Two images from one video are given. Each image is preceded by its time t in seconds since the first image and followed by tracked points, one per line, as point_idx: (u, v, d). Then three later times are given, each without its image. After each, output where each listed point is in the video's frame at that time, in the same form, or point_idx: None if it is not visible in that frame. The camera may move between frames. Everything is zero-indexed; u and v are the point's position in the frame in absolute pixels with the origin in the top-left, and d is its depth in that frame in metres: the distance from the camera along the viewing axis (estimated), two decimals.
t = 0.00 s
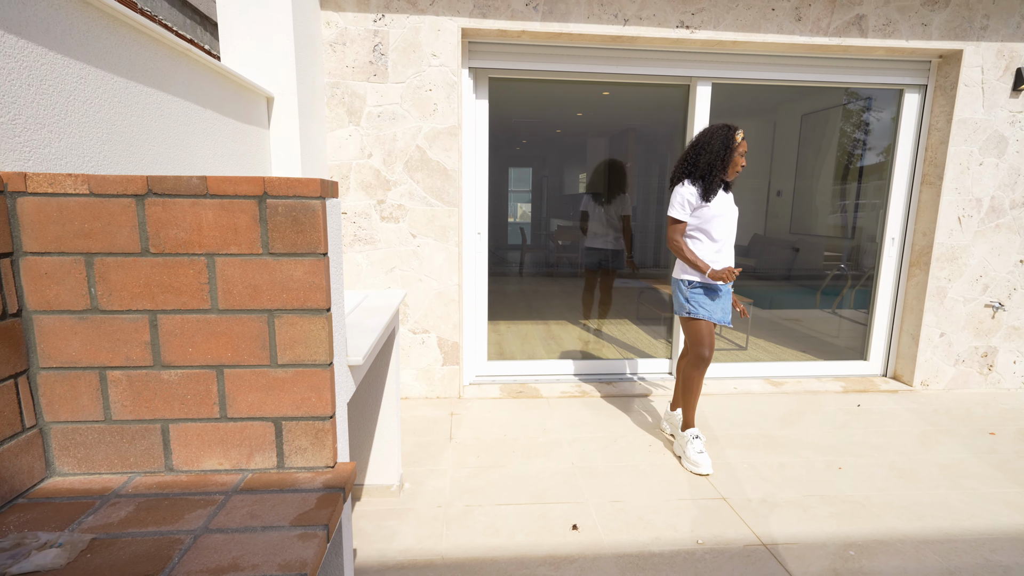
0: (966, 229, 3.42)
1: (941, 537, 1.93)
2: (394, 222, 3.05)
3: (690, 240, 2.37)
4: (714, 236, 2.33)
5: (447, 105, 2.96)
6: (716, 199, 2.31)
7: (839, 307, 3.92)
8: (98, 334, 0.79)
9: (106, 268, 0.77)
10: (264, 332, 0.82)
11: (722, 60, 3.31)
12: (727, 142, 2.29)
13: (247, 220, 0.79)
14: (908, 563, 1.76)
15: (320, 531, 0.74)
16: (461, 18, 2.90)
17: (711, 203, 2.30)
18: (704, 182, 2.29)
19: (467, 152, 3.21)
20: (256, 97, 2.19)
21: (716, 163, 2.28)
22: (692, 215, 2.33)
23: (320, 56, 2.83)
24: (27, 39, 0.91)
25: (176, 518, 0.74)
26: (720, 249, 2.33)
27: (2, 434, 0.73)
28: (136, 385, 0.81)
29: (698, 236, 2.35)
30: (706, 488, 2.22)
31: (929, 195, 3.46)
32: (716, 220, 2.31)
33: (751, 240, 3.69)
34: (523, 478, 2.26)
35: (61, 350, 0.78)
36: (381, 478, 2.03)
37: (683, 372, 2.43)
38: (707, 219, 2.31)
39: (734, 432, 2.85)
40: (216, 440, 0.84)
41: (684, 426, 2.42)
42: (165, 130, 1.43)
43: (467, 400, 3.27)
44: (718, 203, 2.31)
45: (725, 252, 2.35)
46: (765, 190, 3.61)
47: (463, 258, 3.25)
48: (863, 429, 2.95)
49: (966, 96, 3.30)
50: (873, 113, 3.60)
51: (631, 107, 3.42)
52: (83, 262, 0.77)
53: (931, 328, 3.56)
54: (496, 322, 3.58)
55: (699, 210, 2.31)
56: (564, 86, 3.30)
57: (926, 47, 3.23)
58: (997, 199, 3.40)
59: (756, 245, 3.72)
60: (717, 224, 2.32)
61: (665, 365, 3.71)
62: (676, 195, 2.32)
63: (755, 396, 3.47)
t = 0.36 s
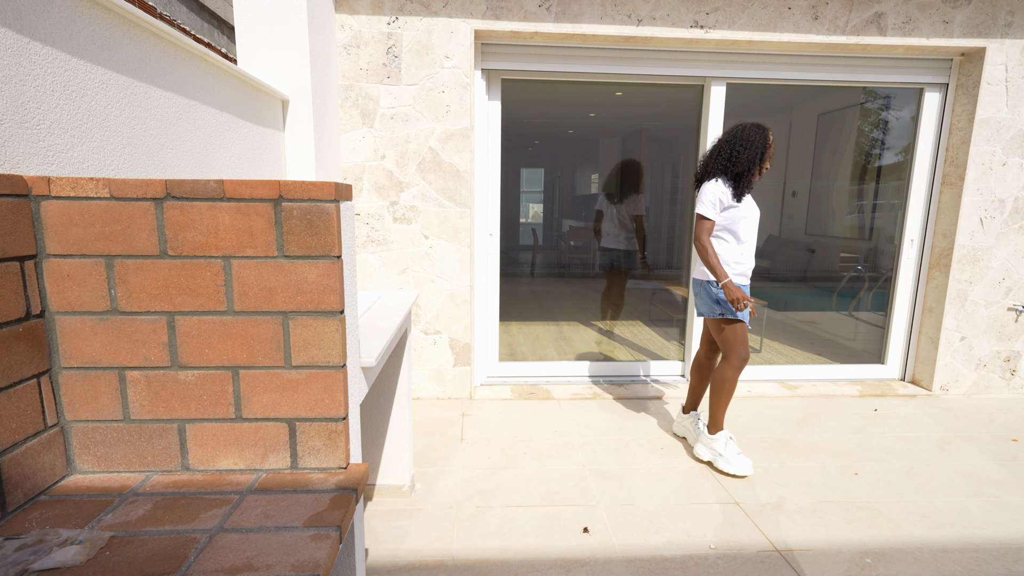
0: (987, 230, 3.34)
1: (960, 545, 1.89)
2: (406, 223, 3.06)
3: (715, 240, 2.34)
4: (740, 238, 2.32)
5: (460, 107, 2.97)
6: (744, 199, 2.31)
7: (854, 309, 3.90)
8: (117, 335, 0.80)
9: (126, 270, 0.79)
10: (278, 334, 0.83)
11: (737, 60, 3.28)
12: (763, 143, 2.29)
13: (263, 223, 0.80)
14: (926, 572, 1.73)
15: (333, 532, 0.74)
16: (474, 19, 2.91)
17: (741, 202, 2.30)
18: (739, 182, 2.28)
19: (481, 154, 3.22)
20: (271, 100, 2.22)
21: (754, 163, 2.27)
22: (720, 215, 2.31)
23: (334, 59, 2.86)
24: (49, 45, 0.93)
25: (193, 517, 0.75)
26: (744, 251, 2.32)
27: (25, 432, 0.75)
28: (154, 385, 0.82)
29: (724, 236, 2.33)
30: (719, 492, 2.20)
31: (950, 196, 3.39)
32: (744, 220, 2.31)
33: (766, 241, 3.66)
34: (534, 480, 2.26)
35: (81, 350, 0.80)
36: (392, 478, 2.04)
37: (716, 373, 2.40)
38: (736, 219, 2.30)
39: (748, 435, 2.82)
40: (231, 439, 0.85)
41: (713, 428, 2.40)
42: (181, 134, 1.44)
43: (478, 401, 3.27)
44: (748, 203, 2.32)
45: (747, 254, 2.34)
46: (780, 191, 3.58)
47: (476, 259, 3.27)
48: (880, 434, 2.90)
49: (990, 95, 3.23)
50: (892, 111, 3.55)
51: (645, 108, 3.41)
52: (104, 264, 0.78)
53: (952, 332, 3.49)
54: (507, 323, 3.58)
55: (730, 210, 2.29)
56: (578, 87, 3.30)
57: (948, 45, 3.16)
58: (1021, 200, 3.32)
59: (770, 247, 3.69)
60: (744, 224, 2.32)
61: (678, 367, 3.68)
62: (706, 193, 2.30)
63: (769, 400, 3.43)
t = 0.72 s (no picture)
0: (1000, 232, 3.30)
1: (971, 553, 1.86)
2: (412, 225, 3.07)
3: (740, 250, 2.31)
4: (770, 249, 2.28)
5: (466, 109, 2.97)
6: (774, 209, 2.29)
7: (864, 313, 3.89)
8: (126, 340, 0.81)
9: (135, 276, 0.79)
10: (284, 340, 0.84)
11: (746, 61, 3.26)
12: (789, 151, 2.27)
13: (270, 230, 0.80)
14: None
15: (337, 539, 0.74)
16: (481, 21, 2.91)
17: (770, 212, 2.28)
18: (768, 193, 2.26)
19: (489, 154, 3.22)
20: (279, 102, 2.23)
21: (780, 172, 2.26)
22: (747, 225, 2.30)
23: (341, 62, 2.88)
24: (62, 52, 0.94)
25: (199, 523, 0.75)
26: (775, 262, 2.29)
27: (35, 436, 0.76)
28: (162, 390, 0.83)
29: (752, 247, 2.30)
30: (725, 497, 2.18)
31: (961, 197, 3.35)
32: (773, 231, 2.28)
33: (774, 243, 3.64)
34: (539, 482, 2.26)
35: (90, 355, 0.81)
36: (398, 481, 2.04)
37: (760, 389, 2.39)
38: (765, 230, 2.28)
39: (755, 439, 2.80)
40: (238, 444, 0.86)
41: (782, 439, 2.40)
42: (192, 139, 1.46)
43: (484, 402, 3.27)
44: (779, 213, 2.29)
45: (778, 264, 2.31)
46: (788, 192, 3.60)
47: (482, 259, 3.28)
48: (889, 439, 2.88)
49: (1003, 95, 3.19)
50: (903, 111, 3.52)
51: (654, 108, 3.40)
52: (113, 270, 0.79)
53: (962, 335, 3.45)
54: (513, 325, 3.59)
55: (759, 220, 2.28)
56: (585, 87, 3.30)
57: (960, 45, 3.13)
58: None
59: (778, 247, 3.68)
60: (774, 234, 2.29)
61: (685, 370, 3.67)
62: (734, 205, 2.29)
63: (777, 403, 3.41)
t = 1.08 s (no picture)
0: (1002, 236, 3.30)
1: (971, 559, 1.86)
2: (413, 229, 3.08)
3: (779, 258, 2.32)
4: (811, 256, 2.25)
5: (467, 113, 2.98)
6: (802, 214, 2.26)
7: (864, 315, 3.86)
8: (124, 351, 0.82)
9: (133, 288, 0.80)
10: (282, 351, 0.84)
11: (746, 65, 3.27)
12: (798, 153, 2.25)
13: (267, 242, 0.81)
14: None
15: (334, 550, 0.75)
16: (482, 26, 2.92)
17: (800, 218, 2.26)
18: (785, 194, 2.26)
19: (489, 157, 3.23)
20: (279, 108, 2.24)
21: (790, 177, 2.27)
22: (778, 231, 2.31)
23: (342, 66, 2.89)
24: (62, 63, 0.95)
25: (196, 534, 0.76)
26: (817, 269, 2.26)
27: (34, 447, 0.76)
28: (160, 401, 0.83)
29: (791, 254, 2.30)
30: (724, 502, 2.18)
31: (963, 201, 3.35)
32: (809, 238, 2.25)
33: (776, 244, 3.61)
34: (538, 487, 2.26)
35: (89, 366, 0.81)
36: (397, 486, 2.05)
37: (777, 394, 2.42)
38: (801, 236, 2.26)
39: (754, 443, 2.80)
40: (235, 454, 0.86)
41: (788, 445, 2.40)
42: (192, 146, 1.47)
43: (484, 406, 3.28)
44: (810, 217, 2.25)
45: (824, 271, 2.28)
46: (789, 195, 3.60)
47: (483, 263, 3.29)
48: (889, 443, 2.87)
49: (1005, 99, 3.19)
50: (906, 110, 3.49)
51: (654, 109, 3.40)
52: (111, 281, 0.80)
53: (963, 339, 3.45)
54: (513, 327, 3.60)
55: (788, 226, 2.28)
56: (586, 91, 3.30)
57: (961, 48, 3.13)
58: None
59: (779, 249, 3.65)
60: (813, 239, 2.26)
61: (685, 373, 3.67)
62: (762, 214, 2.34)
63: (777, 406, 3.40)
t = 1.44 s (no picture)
0: (994, 241, 3.32)
1: (960, 564, 1.88)
2: (408, 233, 3.09)
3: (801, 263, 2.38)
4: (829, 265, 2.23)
5: (463, 118, 2.99)
6: (812, 220, 2.30)
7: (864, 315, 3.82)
8: (114, 361, 0.82)
9: (122, 298, 0.81)
10: (270, 360, 0.85)
11: (742, 71, 3.29)
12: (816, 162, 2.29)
13: (255, 253, 0.82)
14: None
15: (318, 560, 0.75)
16: (477, 31, 2.93)
17: (807, 223, 2.32)
18: (803, 199, 2.37)
19: (486, 161, 3.25)
20: (273, 114, 2.25)
21: (809, 184, 2.36)
22: (805, 232, 2.41)
23: (338, 71, 2.90)
24: (51, 74, 0.96)
25: (183, 543, 0.76)
26: (823, 274, 2.25)
27: (22, 457, 0.77)
28: (149, 410, 0.84)
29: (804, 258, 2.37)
30: (716, 507, 2.19)
31: (956, 206, 3.38)
32: (822, 245, 2.25)
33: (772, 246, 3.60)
34: (531, 492, 2.26)
35: (79, 376, 0.82)
36: (390, 490, 2.05)
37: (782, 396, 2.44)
38: (809, 241, 2.31)
39: (748, 446, 2.81)
40: (224, 463, 0.87)
41: (781, 449, 2.41)
42: (185, 154, 1.47)
43: (479, 409, 3.28)
44: (821, 223, 2.26)
45: (835, 279, 2.22)
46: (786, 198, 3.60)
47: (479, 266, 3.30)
48: (882, 447, 2.89)
49: (998, 105, 3.21)
50: (904, 112, 3.50)
51: (650, 111, 3.42)
52: (101, 292, 0.80)
53: (956, 343, 3.47)
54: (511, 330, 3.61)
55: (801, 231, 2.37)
56: (583, 95, 3.33)
57: (955, 54, 3.16)
58: None
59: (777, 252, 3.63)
60: (820, 246, 2.26)
61: (680, 376, 3.69)
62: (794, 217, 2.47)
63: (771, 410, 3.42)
